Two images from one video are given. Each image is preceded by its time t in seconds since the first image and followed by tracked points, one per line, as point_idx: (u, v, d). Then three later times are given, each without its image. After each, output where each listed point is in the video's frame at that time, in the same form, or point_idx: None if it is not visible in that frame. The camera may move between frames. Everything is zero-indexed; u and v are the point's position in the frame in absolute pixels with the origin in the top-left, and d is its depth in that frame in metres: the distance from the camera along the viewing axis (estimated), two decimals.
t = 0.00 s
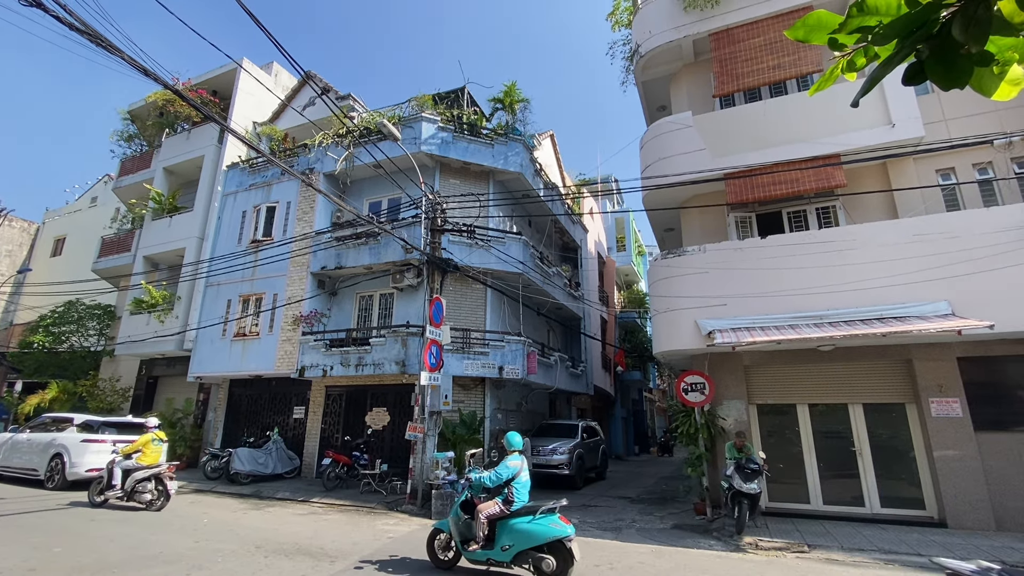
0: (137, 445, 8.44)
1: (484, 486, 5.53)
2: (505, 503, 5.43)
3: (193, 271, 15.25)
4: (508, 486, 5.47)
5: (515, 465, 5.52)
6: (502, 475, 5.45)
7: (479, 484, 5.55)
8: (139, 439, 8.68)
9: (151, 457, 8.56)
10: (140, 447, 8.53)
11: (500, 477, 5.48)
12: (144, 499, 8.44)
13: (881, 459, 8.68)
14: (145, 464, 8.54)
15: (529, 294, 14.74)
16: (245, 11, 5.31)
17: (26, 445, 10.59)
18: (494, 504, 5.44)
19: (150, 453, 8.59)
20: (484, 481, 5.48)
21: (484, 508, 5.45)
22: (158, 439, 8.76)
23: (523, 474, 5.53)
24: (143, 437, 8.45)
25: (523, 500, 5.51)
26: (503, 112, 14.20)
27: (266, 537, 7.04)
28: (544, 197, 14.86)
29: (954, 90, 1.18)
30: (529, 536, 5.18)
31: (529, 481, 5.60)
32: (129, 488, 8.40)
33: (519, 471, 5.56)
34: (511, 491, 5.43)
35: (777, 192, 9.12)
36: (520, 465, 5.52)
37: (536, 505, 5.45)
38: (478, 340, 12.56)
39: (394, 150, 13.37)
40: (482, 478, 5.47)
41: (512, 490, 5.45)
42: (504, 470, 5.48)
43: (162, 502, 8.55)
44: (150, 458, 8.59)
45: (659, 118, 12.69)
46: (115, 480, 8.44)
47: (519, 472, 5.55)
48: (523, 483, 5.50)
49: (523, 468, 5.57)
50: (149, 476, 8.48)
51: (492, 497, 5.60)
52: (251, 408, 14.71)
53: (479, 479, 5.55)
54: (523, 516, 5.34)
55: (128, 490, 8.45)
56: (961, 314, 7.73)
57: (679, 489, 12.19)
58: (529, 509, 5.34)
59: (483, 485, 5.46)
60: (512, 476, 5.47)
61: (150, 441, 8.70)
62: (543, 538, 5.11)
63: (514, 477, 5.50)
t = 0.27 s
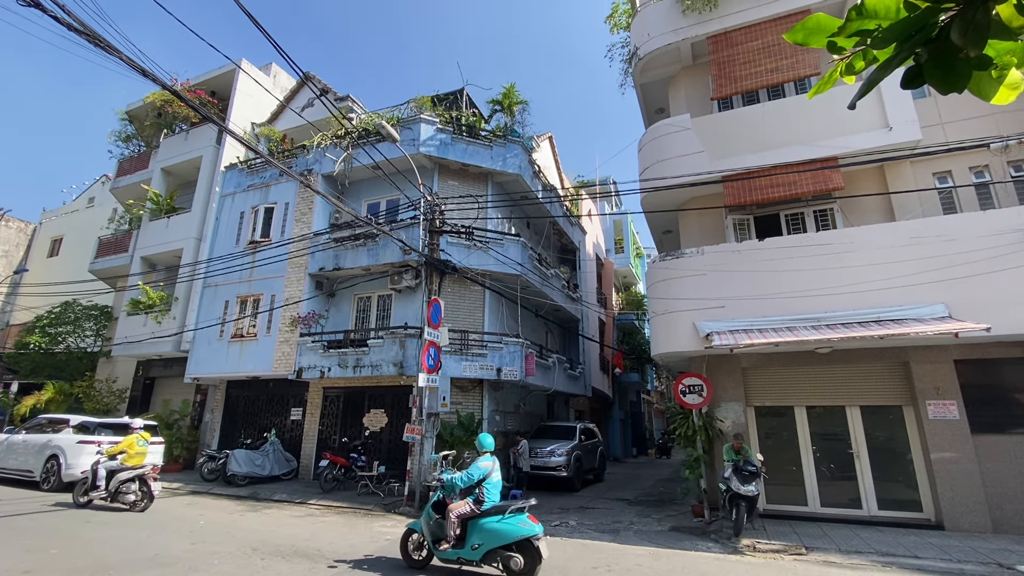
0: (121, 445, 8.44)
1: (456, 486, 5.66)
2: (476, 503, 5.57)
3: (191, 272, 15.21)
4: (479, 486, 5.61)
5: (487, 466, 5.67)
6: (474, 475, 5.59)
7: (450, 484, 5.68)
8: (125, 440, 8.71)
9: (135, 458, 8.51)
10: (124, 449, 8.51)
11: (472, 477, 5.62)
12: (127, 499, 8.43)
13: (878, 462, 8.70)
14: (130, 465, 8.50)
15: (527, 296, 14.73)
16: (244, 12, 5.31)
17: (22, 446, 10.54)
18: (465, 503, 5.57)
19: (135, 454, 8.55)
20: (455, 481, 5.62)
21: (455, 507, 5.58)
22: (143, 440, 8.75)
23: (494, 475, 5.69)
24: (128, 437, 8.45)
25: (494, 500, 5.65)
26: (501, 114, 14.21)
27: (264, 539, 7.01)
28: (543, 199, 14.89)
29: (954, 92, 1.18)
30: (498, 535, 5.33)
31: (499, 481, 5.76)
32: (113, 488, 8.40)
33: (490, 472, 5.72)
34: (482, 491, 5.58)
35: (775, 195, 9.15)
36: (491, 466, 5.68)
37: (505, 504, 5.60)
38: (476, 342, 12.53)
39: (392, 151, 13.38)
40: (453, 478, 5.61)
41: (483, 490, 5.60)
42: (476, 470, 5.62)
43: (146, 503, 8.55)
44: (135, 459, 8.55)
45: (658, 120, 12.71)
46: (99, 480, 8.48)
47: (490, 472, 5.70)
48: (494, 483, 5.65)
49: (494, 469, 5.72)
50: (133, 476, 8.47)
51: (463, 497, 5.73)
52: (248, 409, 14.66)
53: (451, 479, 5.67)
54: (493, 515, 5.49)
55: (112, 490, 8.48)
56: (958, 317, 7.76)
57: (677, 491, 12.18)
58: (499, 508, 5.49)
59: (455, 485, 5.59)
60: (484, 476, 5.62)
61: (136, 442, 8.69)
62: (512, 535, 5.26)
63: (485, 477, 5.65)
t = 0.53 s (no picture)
0: (106, 446, 8.51)
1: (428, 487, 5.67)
2: (447, 503, 5.58)
3: (189, 273, 15.19)
4: (451, 486, 5.61)
5: (458, 466, 5.66)
6: (445, 476, 5.58)
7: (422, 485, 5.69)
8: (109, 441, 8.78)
9: (120, 458, 8.60)
10: (109, 449, 8.59)
11: (444, 478, 5.61)
12: (112, 500, 8.46)
13: (875, 464, 8.71)
14: (115, 465, 8.57)
15: (525, 297, 14.73)
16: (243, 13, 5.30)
17: (17, 447, 10.49)
18: (437, 503, 5.59)
19: (120, 454, 8.63)
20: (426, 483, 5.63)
21: (428, 508, 5.60)
22: (128, 441, 8.85)
23: (465, 475, 5.68)
24: (113, 437, 8.55)
25: (466, 500, 5.66)
26: (500, 115, 14.22)
27: (260, 541, 6.99)
28: (541, 201, 14.90)
29: (953, 96, 1.19)
30: (469, 535, 5.36)
31: (472, 481, 5.76)
32: (98, 489, 8.44)
33: (462, 472, 5.71)
34: (454, 492, 5.59)
35: (773, 197, 9.17)
36: (463, 466, 5.67)
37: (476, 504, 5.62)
38: (474, 343, 12.52)
39: (390, 152, 13.38)
40: (424, 479, 5.62)
41: (455, 491, 5.60)
42: (447, 470, 5.62)
43: (130, 503, 8.58)
44: (120, 460, 8.62)
45: (656, 122, 12.74)
46: (84, 481, 8.51)
47: (462, 472, 5.69)
48: (466, 484, 5.66)
49: (466, 469, 5.72)
50: (118, 477, 8.52)
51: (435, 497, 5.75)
52: (245, 410, 14.62)
53: (422, 480, 5.68)
54: (464, 515, 5.51)
55: (97, 491, 8.51)
56: (955, 319, 7.78)
57: (675, 494, 12.17)
58: (470, 508, 5.50)
59: (426, 486, 5.60)
60: (456, 477, 5.62)
61: (121, 443, 8.78)
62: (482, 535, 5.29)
63: (457, 478, 5.64)
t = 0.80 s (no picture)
0: (98, 446, 8.48)
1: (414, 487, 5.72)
2: (433, 503, 5.61)
3: (188, 273, 15.17)
4: (437, 486, 5.65)
5: (445, 467, 5.71)
6: (431, 476, 5.63)
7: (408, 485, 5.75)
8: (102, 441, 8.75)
9: (112, 458, 8.56)
10: (101, 450, 8.56)
11: (430, 478, 5.66)
12: (103, 501, 8.44)
13: (874, 465, 8.71)
14: (107, 465, 8.54)
15: (524, 298, 14.73)
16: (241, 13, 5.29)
17: (16, 448, 10.47)
18: (423, 503, 5.62)
19: (112, 455, 8.60)
20: (412, 482, 5.68)
21: (414, 507, 5.65)
22: (121, 441, 8.80)
23: (452, 476, 5.73)
24: (105, 437, 8.51)
25: (452, 500, 5.70)
26: (499, 116, 14.22)
27: (259, 542, 6.98)
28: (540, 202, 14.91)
29: (953, 99, 1.19)
30: (454, 534, 5.41)
31: (458, 482, 5.80)
32: (89, 489, 8.42)
33: (448, 473, 5.76)
34: (440, 492, 5.63)
35: (772, 199, 9.18)
36: (449, 467, 5.71)
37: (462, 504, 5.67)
38: (473, 344, 12.52)
39: (390, 153, 13.39)
40: (410, 479, 5.67)
41: (441, 491, 5.65)
42: (433, 471, 5.66)
43: (122, 504, 8.54)
44: (112, 460, 8.58)
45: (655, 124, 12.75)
46: (76, 481, 8.49)
47: (448, 473, 5.74)
48: (452, 484, 5.70)
49: (453, 470, 5.77)
50: (110, 477, 8.48)
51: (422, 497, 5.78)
52: (244, 411, 14.61)
53: (409, 480, 5.74)
54: (450, 515, 5.57)
55: (89, 491, 8.50)
56: (954, 321, 7.79)
57: (674, 495, 12.16)
58: (456, 508, 5.56)
59: (412, 485, 5.65)
60: (441, 477, 5.66)
61: (113, 443, 8.74)
62: (466, 535, 5.35)
63: (443, 478, 5.69)
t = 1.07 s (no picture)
0: (83, 447, 8.56)
1: (389, 487, 5.81)
2: (407, 503, 5.70)
3: (185, 274, 15.13)
4: (411, 486, 5.75)
5: (419, 467, 5.81)
6: (405, 476, 5.73)
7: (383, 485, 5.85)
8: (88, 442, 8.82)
9: (97, 459, 8.63)
10: (87, 450, 8.65)
11: (404, 478, 5.75)
12: (87, 501, 8.45)
13: (872, 467, 8.72)
14: (92, 466, 8.59)
15: (523, 300, 14.72)
16: (240, 14, 5.29)
17: (12, 449, 10.41)
18: (397, 503, 5.72)
19: (97, 455, 8.66)
20: (386, 482, 5.79)
21: (388, 507, 5.75)
22: (106, 442, 8.88)
23: (426, 476, 5.82)
24: (90, 438, 8.60)
25: (426, 500, 5.79)
26: (498, 118, 14.23)
27: (255, 544, 6.95)
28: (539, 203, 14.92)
29: (954, 103, 1.19)
30: (426, 534, 5.52)
31: (432, 482, 5.89)
32: (74, 489, 8.44)
33: (423, 473, 5.85)
34: (414, 492, 5.72)
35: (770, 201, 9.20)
36: (423, 467, 5.81)
37: (436, 504, 5.77)
38: (472, 346, 12.51)
39: (389, 154, 13.39)
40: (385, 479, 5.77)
41: (415, 491, 5.74)
42: (407, 471, 5.76)
43: (106, 504, 8.56)
44: (97, 460, 8.64)
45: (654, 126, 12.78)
46: (61, 482, 8.53)
47: (423, 473, 5.83)
48: (426, 484, 5.79)
49: (427, 471, 5.86)
50: (94, 478, 8.52)
51: (397, 497, 5.88)
52: (242, 413, 14.57)
53: (384, 480, 5.83)
54: (423, 515, 5.67)
55: (74, 491, 8.54)
56: (951, 323, 7.81)
57: (672, 497, 12.14)
58: (429, 508, 5.66)
59: (387, 485, 5.74)
60: (415, 477, 5.75)
61: (98, 444, 8.82)
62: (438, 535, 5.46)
63: (417, 478, 5.78)
